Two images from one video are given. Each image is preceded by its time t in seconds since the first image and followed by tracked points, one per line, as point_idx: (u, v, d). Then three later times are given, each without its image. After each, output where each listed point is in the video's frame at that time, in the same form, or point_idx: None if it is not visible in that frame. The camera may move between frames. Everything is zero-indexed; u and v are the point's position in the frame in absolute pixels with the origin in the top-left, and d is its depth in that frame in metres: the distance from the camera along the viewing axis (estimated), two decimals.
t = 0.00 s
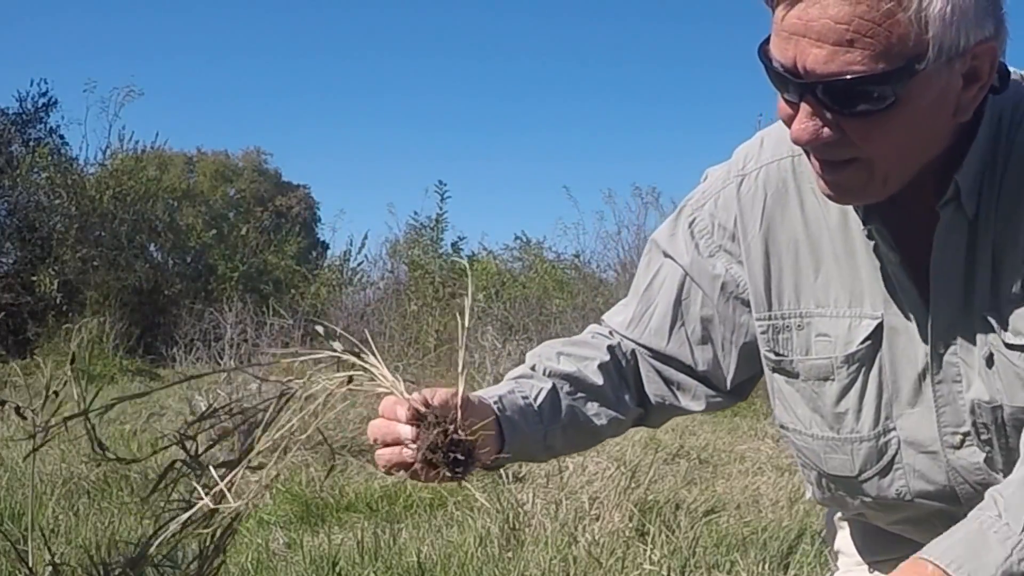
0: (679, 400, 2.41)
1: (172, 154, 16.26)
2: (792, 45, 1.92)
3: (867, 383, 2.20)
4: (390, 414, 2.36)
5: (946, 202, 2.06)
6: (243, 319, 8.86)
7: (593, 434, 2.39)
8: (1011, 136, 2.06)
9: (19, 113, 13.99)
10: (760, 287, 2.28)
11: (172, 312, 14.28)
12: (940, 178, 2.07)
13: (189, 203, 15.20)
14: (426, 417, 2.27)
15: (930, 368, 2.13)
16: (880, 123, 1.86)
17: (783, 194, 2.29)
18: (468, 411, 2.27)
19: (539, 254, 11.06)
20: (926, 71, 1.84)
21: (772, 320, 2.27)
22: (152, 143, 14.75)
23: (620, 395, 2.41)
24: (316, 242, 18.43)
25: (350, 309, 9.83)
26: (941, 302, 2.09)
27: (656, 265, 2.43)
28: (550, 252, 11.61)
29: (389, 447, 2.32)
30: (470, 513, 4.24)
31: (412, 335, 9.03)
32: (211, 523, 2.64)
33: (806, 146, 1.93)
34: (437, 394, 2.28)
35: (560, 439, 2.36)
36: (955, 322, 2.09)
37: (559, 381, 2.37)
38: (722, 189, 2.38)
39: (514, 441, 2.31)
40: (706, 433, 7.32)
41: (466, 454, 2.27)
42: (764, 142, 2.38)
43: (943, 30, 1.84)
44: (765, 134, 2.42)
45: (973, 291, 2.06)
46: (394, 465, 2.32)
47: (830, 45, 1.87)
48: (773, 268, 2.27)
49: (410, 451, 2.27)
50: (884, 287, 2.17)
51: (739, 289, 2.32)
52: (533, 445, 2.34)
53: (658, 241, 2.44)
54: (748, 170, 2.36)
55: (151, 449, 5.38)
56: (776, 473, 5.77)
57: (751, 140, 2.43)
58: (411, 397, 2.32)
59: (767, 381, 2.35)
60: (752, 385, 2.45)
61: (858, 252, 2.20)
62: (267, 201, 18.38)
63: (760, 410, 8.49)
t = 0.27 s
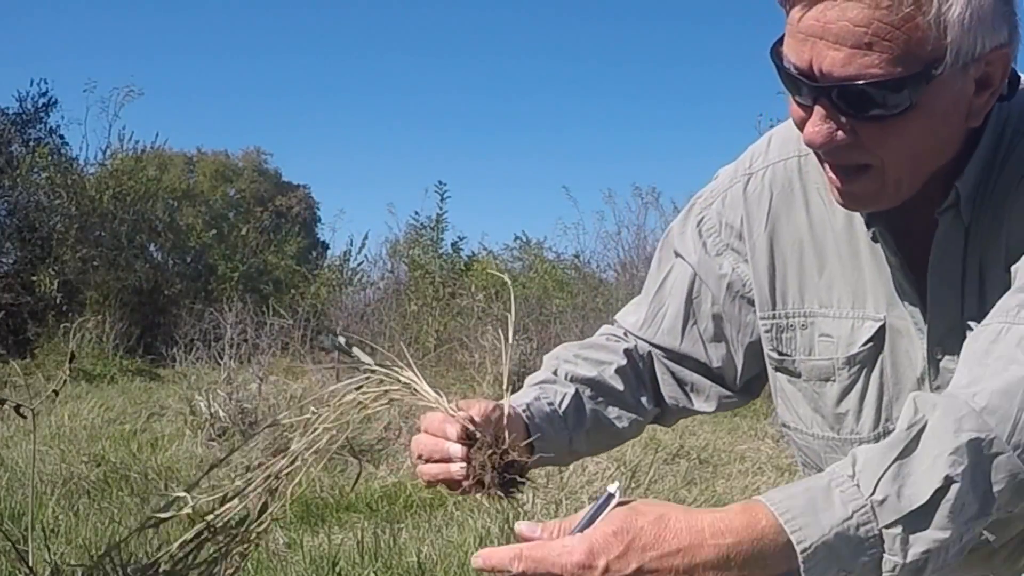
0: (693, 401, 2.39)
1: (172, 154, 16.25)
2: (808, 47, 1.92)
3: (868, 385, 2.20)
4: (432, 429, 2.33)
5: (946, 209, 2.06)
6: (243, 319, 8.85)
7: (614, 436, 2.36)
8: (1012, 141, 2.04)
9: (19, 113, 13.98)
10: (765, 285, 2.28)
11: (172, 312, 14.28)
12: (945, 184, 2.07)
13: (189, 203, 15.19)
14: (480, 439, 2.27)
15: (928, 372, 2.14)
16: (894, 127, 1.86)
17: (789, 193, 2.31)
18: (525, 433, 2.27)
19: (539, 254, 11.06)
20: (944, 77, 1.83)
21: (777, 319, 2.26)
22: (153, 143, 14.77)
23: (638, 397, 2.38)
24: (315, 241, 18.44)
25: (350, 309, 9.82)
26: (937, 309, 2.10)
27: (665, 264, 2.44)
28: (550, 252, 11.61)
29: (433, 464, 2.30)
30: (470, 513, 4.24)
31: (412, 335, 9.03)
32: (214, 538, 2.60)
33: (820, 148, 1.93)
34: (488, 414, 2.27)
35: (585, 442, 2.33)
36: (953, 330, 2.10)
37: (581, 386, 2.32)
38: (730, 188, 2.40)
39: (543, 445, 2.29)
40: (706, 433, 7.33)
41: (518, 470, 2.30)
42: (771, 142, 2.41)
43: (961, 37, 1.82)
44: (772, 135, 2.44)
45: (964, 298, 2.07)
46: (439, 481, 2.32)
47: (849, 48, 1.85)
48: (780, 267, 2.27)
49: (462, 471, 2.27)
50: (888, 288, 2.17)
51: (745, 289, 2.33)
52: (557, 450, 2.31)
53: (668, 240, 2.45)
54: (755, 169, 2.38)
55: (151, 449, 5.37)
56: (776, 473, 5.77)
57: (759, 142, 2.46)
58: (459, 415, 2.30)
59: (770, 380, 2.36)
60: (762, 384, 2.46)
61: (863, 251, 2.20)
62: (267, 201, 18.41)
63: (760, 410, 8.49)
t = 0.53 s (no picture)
0: (693, 404, 2.38)
1: (173, 154, 16.26)
2: (815, 53, 1.89)
3: (867, 387, 2.20)
4: (439, 442, 2.24)
5: (946, 211, 2.05)
6: (243, 319, 8.84)
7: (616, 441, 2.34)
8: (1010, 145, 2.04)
9: (19, 113, 13.98)
10: (764, 287, 2.28)
11: (172, 312, 14.28)
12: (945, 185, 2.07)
13: (189, 203, 15.19)
14: (488, 455, 2.17)
15: (927, 376, 2.14)
16: (899, 132, 1.85)
17: (788, 195, 2.31)
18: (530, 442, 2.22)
19: (539, 254, 11.06)
20: (951, 81, 1.84)
21: (776, 321, 2.26)
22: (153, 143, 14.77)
23: (640, 400, 2.38)
24: (315, 241, 18.44)
25: (350, 309, 9.81)
26: (934, 313, 2.10)
27: (665, 266, 2.44)
28: (550, 251, 11.61)
29: (442, 479, 2.21)
30: (470, 513, 4.24)
31: (412, 335, 9.02)
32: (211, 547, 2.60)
33: (826, 154, 1.91)
34: (495, 427, 2.19)
35: (588, 447, 2.31)
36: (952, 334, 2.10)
37: (583, 391, 2.30)
38: (729, 189, 2.40)
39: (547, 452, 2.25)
40: (706, 433, 7.33)
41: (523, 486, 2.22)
42: (770, 143, 2.41)
43: (969, 41, 1.83)
44: (771, 136, 2.44)
45: (960, 302, 2.07)
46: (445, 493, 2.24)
47: (857, 52, 1.84)
48: (780, 270, 2.27)
49: (470, 487, 2.16)
50: (887, 290, 2.17)
51: (744, 291, 2.33)
52: (561, 456, 2.28)
53: (667, 242, 2.45)
54: (754, 171, 2.38)
55: (151, 449, 5.37)
56: (776, 473, 5.77)
57: (758, 143, 2.46)
58: (466, 429, 2.21)
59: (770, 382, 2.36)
60: (761, 384, 2.46)
61: (862, 254, 2.20)
62: (267, 201, 18.41)
63: (760, 410, 8.49)
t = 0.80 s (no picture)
0: (689, 404, 2.38)
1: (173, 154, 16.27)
2: (818, 53, 1.88)
3: (865, 388, 2.20)
4: (432, 442, 2.22)
5: (947, 214, 2.05)
6: (243, 319, 8.84)
7: (612, 441, 2.35)
8: (1010, 146, 2.05)
9: (19, 113, 13.98)
10: (763, 287, 2.28)
11: (172, 312, 14.28)
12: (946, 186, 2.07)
13: (189, 203, 15.21)
14: (480, 456, 2.15)
15: (926, 377, 2.14)
16: (902, 133, 1.85)
17: (787, 195, 2.31)
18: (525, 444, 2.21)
19: (539, 254, 11.07)
20: (954, 82, 1.84)
21: (774, 321, 2.26)
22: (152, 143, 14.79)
23: (637, 400, 2.38)
24: (316, 241, 18.44)
25: (350, 309, 9.81)
26: (933, 314, 2.10)
27: (663, 265, 2.44)
28: (550, 251, 11.61)
29: (435, 479, 2.19)
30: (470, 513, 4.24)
31: (412, 335, 9.02)
32: (209, 548, 2.60)
33: (828, 155, 1.92)
34: (488, 427, 2.17)
35: (584, 446, 2.31)
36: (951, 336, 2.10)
37: (580, 390, 2.30)
38: (727, 189, 2.40)
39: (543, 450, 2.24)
40: (706, 433, 7.33)
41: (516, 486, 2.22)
42: (769, 143, 2.41)
43: (974, 43, 1.83)
44: (770, 136, 2.44)
45: (959, 303, 2.08)
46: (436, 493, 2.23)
47: (861, 53, 1.83)
48: (778, 271, 2.27)
49: (460, 488, 2.15)
50: (886, 291, 2.17)
51: (742, 290, 2.33)
52: (557, 456, 2.29)
53: (665, 242, 2.45)
54: (753, 171, 2.38)
55: (151, 449, 5.37)
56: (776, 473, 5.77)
57: (757, 143, 2.46)
58: (460, 430, 2.18)
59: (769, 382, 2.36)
60: (759, 382, 2.46)
61: (861, 254, 2.20)
62: (267, 201, 18.40)
63: (760, 410, 8.49)
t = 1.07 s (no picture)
0: (689, 406, 2.38)
1: (172, 155, 16.27)
2: (824, 55, 1.89)
3: (866, 389, 2.21)
4: (433, 446, 2.25)
5: (948, 218, 2.05)
6: (243, 319, 8.84)
7: (612, 442, 2.34)
8: (1012, 151, 2.05)
9: (19, 113, 13.99)
10: (762, 288, 2.28)
11: (172, 312, 14.29)
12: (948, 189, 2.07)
13: (189, 203, 15.22)
14: (479, 461, 2.17)
15: (926, 379, 2.14)
16: (906, 136, 1.85)
17: (787, 195, 2.31)
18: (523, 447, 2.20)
19: (539, 254, 11.07)
20: (960, 86, 1.84)
21: (775, 322, 2.26)
22: (153, 143, 14.79)
23: (637, 400, 2.38)
24: (316, 241, 18.45)
25: (350, 309, 9.81)
26: (935, 317, 2.10)
27: (664, 265, 2.44)
28: (549, 251, 11.61)
29: (435, 483, 2.22)
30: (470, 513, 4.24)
31: (412, 335, 9.03)
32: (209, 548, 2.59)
33: (832, 158, 1.92)
34: (488, 429, 2.18)
35: (583, 447, 2.31)
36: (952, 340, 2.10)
37: (579, 392, 2.29)
38: (728, 188, 2.40)
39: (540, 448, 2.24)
40: (706, 433, 7.33)
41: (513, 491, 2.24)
42: (770, 142, 2.41)
43: (982, 46, 1.82)
44: (771, 135, 2.44)
45: (960, 307, 2.07)
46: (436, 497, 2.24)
47: (867, 56, 1.83)
48: (779, 271, 2.27)
49: (460, 494, 2.17)
50: (887, 292, 2.17)
51: (742, 290, 2.33)
52: (556, 456, 2.28)
53: (666, 241, 2.45)
54: (753, 171, 2.38)
55: (151, 449, 5.37)
56: (777, 473, 5.77)
57: (757, 142, 2.46)
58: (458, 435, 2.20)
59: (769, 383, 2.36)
60: (759, 382, 2.47)
61: (862, 255, 2.20)
62: (267, 201, 18.42)
63: (760, 410, 8.49)
